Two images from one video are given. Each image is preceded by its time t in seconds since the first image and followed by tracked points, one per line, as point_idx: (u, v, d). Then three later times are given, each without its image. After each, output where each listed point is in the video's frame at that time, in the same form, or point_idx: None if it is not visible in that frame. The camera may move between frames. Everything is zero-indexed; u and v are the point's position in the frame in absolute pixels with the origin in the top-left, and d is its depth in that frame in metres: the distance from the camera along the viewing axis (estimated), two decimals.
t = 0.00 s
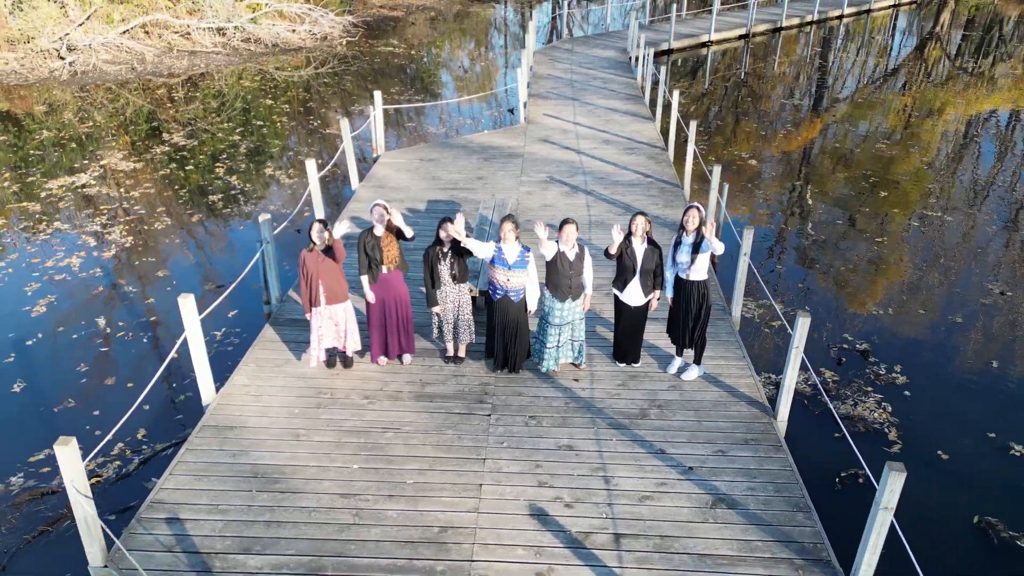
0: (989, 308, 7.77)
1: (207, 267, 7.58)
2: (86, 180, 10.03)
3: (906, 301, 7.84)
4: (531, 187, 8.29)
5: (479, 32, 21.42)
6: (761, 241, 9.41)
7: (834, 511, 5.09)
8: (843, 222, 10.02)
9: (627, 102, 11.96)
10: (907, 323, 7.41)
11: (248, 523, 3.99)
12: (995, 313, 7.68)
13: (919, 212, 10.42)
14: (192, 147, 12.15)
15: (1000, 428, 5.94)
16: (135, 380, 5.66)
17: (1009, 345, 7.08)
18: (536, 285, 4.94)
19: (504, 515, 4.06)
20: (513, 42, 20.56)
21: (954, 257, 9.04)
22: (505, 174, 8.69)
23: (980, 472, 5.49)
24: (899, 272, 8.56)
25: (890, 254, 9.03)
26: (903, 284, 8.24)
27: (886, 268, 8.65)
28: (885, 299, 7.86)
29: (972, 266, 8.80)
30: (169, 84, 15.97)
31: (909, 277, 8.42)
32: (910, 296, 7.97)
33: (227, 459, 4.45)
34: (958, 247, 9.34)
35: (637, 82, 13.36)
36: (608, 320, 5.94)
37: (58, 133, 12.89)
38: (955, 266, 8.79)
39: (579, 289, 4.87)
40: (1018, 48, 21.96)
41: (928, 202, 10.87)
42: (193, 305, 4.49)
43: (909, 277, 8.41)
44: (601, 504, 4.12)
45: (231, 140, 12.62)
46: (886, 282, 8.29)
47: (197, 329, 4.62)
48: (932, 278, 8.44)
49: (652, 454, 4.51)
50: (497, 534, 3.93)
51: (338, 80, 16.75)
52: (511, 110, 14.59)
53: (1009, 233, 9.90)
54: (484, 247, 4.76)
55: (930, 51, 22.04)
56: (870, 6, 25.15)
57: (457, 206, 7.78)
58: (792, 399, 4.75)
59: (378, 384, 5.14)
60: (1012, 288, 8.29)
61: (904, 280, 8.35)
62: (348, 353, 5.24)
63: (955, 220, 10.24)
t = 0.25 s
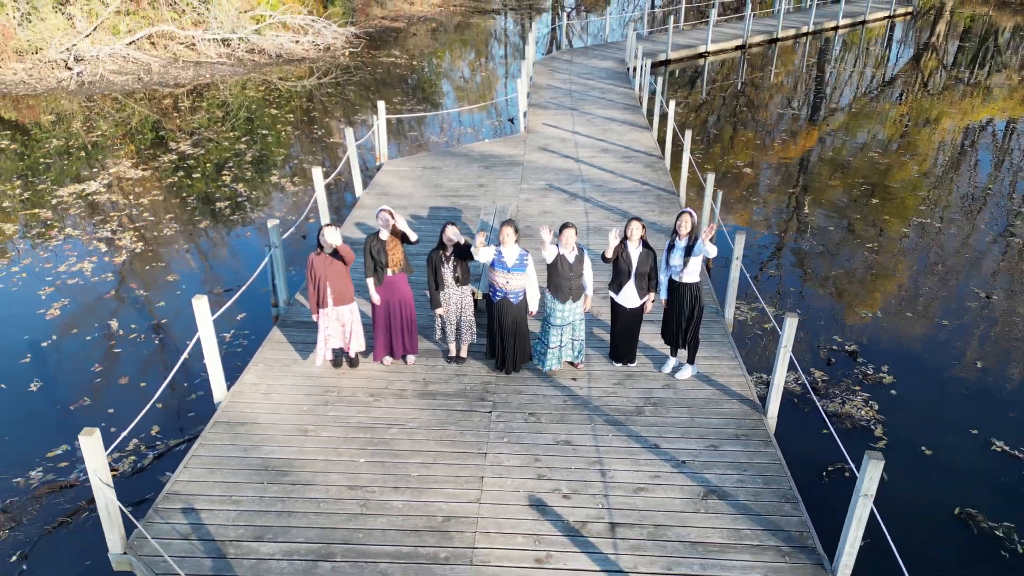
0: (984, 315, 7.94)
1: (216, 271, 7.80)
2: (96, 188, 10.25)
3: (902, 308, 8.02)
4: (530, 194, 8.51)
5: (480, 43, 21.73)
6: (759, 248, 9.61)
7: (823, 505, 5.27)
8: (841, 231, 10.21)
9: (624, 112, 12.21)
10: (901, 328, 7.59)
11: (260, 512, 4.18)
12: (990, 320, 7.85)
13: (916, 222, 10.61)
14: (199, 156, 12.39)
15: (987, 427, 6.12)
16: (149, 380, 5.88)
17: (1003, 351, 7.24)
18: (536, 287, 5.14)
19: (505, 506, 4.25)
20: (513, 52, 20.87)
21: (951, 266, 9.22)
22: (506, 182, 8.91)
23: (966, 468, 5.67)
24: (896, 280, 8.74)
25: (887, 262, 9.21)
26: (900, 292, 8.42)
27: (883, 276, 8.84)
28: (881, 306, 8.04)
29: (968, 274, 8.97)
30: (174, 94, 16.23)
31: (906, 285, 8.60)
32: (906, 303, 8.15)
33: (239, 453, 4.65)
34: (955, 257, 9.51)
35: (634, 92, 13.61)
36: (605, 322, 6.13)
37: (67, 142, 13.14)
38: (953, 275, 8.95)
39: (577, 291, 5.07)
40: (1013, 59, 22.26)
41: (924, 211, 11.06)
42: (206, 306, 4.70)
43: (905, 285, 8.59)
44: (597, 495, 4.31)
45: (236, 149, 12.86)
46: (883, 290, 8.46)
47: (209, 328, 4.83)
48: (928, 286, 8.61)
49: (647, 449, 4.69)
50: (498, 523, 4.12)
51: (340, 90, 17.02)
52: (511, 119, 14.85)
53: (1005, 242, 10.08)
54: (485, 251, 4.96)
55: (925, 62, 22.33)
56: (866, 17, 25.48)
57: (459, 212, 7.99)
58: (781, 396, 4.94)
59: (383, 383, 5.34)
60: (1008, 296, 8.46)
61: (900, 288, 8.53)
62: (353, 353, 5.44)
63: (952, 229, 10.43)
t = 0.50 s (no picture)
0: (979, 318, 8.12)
1: (224, 272, 8.02)
2: (105, 192, 10.48)
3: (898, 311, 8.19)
4: (530, 197, 8.73)
5: (480, 49, 21.99)
6: (758, 252, 9.79)
7: (811, 494, 5.47)
8: (840, 235, 10.39)
9: (622, 118, 12.44)
10: (896, 330, 7.77)
11: (272, 499, 4.39)
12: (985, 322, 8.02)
13: (913, 227, 10.80)
14: (205, 161, 12.61)
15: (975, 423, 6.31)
16: (162, 377, 6.09)
17: (998, 354, 7.41)
18: (534, 286, 5.35)
19: (506, 493, 4.45)
20: (513, 59, 21.15)
21: (948, 270, 9.40)
22: (506, 186, 9.13)
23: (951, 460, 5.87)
24: (893, 283, 8.91)
25: (884, 266, 9.39)
26: (898, 295, 8.59)
27: (880, 279, 9.01)
28: (878, 309, 8.22)
29: (966, 278, 9.14)
30: (179, 100, 16.46)
31: (903, 289, 8.77)
32: (903, 306, 8.32)
33: (250, 444, 4.85)
34: (953, 261, 9.68)
35: (632, 98, 13.85)
36: (602, 321, 6.34)
37: (75, 148, 13.37)
38: (950, 280, 9.13)
39: (576, 290, 5.27)
40: (1007, 64, 22.54)
41: (921, 215, 11.25)
42: (219, 303, 4.90)
43: (903, 289, 8.76)
44: (594, 483, 4.51)
45: (242, 154, 13.09)
46: (881, 293, 8.64)
47: (221, 325, 5.04)
48: (926, 290, 8.78)
49: (641, 440, 4.90)
50: (499, 509, 4.33)
51: (343, 96, 17.27)
52: (511, 125, 15.08)
53: (1002, 247, 10.26)
54: (486, 251, 5.16)
55: (921, 68, 22.60)
56: (863, 23, 25.76)
57: (460, 215, 8.21)
58: (770, 391, 5.14)
59: (388, 378, 5.55)
60: (1005, 301, 8.63)
61: (898, 291, 8.70)
62: (359, 350, 5.65)
63: (948, 234, 10.62)
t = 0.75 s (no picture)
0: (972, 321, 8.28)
1: (232, 273, 8.25)
2: (114, 196, 10.71)
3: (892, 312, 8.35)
4: (529, 201, 8.96)
5: (481, 55, 22.27)
6: (755, 255, 9.97)
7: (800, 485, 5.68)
8: (836, 240, 10.57)
9: (620, 123, 12.69)
10: (891, 331, 7.91)
11: (283, 487, 4.60)
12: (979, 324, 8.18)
13: (909, 232, 10.98)
14: (211, 166, 12.85)
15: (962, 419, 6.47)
16: (174, 374, 6.33)
17: (997, 359, 7.50)
18: (533, 286, 5.58)
19: (506, 481, 4.67)
20: (513, 65, 21.44)
21: (943, 274, 9.56)
22: (506, 190, 9.36)
23: (936, 452, 6.03)
24: (889, 286, 9.06)
25: (881, 270, 9.55)
26: (893, 297, 8.75)
27: (876, 281, 9.17)
28: (871, 309, 8.38)
29: (961, 282, 9.30)
30: (184, 106, 16.70)
31: (898, 290, 8.93)
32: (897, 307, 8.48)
33: (261, 435, 5.07)
34: (949, 266, 9.85)
35: (629, 104, 14.10)
36: (598, 319, 6.56)
37: (84, 152, 13.63)
38: (945, 283, 9.29)
39: (574, 288, 5.49)
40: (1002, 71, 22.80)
41: (916, 220, 11.44)
42: (231, 301, 5.13)
43: (898, 291, 8.92)
44: (590, 472, 4.72)
45: (247, 159, 13.33)
46: (877, 296, 8.78)
47: (233, 322, 5.26)
48: (920, 292, 8.94)
49: (635, 433, 5.11)
50: (499, 496, 4.54)
51: (346, 102, 17.52)
52: (511, 130, 15.34)
53: (997, 253, 10.44)
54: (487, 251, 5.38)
55: (917, 74, 22.86)
56: (859, 30, 26.05)
57: (461, 218, 8.44)
58: (760, 386, 5.35)
59: (392, 374, 5.76)
60: (999, 305, 8.78)
61: (893, 293, 8.86)
62: (365, 347, 5.88)
63: (944, 239, 10.81)
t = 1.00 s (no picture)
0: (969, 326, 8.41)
1: (240, 277, 8.49)
2: (124, 202, 10.95)
3: (888, 316, 8.48)
4: (529, 207, 9.19)
5: (481, 64, 22.56)
6: (754, 262, 10.11)
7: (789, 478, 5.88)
8: (835, 246, 10.74)
9: (618, 131, 12.94)
10: (890, 336, 7.99)
11: (292, 478, 4.82)
12: (975, 328, 8.29)
13: (906, 239, 11.16)
14: (217, 173, 13.09)
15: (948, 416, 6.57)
16: (186, 371, 6.56)
17: (996, 364, 7.54)
18: (532, 287, 5.80)
19: (505, 472, 4.89)
20: (512, 73, 21.75)
21: (941, 280, 9.70)
22: (506, 196, 9.60)
23: (921, 446, 6.14)
24: (887, 292, 9.18)
25: (878, 276, 9.69)
26: (890, 303, 8.87)
27: (873, 287, 9.30)
28: (868, 313, 8.50)
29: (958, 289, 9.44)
30: (190, 114, 16.96)
31: (895, 296, 9.05)
32: (893, 311, 8.59)
33: (271, 430, 5.29)
34: (946, 273, 10.00)
35: (627, 112, 14.36)
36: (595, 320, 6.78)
37: (91, 160, 13.89)
38: (942, 289, 9.44)
39: (572, 290, 5.70)
40: (997, 79, 23.10)
41: (914, 228, 11.62)
42: (242, 301, 5.36)
43: (895, 296, 9.03)
44: (586, 464, 4.94)
45: (252, 166, 13.58)
46: (874, 301, 8.88)
47: (244, 322, 5.49)
48: (919, 298, 9.06)
49: (630, 427, 5.33)
50: (499, 486, 4.76)
51: (349, 110, 17.80)
52: (511, 138, 15.60)
53: (993, 259, 10.61)
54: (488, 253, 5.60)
55: (912, 82, 23.15)
56: (855, 39, 26.39)
57: (463, 223, 8.67)
58: (750, 383, 5.57)
59: (396, 372, 5.98)
60: (996, 310, 8.90)
61: (890, 299, 8.98)
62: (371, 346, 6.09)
63: (941, 246, 10.97)
